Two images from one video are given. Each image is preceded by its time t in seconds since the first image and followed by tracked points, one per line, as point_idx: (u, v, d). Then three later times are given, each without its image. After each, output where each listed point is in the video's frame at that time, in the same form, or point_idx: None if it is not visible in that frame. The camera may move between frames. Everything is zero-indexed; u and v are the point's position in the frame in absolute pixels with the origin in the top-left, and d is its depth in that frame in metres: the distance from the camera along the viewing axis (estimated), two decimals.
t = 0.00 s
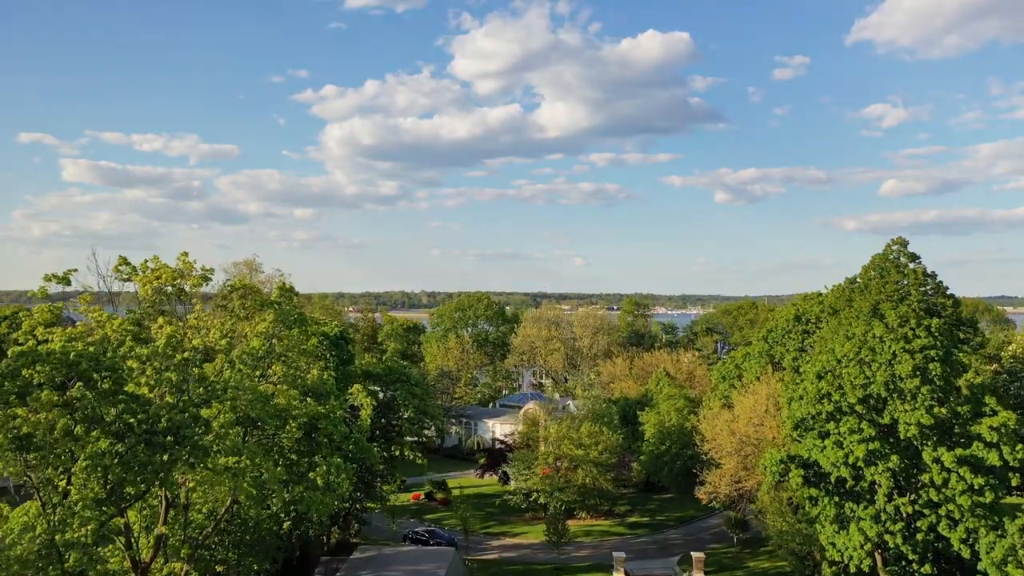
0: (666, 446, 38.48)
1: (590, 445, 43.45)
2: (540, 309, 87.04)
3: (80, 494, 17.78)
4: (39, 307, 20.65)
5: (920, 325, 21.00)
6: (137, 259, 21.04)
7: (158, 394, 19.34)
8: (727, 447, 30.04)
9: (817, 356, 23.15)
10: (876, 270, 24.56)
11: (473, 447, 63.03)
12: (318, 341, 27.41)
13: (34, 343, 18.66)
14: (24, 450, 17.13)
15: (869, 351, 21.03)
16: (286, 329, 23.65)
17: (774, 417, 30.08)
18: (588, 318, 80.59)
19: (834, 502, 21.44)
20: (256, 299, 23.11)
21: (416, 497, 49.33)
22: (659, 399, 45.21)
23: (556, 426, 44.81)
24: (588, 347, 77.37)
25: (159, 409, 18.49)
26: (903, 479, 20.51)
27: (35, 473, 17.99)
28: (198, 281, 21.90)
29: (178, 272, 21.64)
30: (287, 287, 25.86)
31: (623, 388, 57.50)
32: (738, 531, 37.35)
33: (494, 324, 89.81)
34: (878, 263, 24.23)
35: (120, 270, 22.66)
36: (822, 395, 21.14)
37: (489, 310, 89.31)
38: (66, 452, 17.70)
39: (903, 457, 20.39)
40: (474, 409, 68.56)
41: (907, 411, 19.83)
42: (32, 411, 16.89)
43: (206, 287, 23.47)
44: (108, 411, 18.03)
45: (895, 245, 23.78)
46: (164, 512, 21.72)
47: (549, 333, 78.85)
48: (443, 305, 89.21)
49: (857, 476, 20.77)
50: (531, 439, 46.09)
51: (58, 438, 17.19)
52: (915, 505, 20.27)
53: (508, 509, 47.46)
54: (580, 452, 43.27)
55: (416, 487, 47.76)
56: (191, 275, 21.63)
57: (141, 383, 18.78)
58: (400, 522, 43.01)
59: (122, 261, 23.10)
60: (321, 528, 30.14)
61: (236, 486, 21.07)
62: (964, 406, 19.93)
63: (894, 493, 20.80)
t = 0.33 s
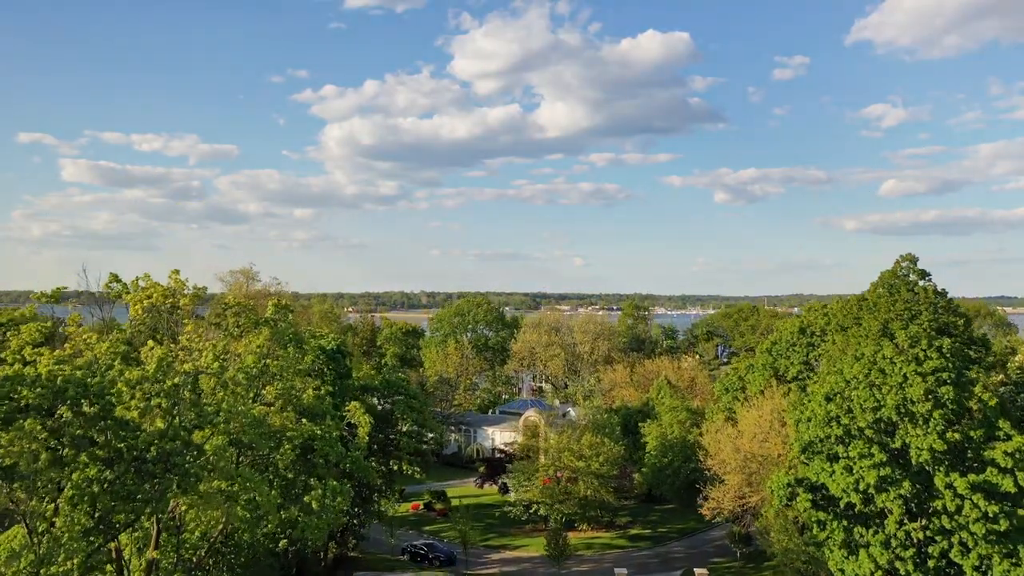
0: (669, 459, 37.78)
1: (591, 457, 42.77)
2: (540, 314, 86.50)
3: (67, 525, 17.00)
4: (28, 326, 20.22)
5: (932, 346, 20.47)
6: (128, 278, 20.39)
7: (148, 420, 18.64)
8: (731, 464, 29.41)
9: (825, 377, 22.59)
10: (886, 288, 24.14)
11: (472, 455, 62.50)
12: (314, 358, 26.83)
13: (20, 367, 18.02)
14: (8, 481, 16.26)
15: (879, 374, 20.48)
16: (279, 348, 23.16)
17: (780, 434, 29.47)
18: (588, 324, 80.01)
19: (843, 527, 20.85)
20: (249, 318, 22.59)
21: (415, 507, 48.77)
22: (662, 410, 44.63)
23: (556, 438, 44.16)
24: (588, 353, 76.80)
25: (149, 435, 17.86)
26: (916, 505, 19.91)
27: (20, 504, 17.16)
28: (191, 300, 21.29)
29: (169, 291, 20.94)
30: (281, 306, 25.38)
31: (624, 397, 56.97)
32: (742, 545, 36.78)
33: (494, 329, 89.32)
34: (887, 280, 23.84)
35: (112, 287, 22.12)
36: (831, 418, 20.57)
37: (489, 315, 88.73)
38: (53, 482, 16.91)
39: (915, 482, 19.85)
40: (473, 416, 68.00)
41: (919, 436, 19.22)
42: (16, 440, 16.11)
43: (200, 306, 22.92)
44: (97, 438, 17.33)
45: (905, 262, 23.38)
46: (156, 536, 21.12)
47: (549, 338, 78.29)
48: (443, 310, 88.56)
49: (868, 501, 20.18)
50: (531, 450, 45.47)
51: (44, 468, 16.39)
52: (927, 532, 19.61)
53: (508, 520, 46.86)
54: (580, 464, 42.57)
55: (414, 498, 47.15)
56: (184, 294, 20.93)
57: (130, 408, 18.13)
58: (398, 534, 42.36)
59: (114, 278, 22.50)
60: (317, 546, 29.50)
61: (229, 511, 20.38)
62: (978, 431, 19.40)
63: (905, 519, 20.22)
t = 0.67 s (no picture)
0: (671, 472, 37.10)
1: (593, 469, 42.10)
2: (540, 319, 85.91)
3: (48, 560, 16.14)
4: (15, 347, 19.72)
5: (943, 369, 20.06)
6: (117, 297, 19.74)
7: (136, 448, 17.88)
8: (734, 482, 28.76)
9: (833, 399, 22.17)
10: (895, 307, 24.01)
11: (471, 463, 61.92)
12: (308, 376, 26.21)
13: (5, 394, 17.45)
14: None
15: (889, 398, 20.04)
16: (273, 367, 22.62)
17: (785, 452, 28.85)
18: (589, 329, 79.41)
19: (852, 553, 20.33)
20: (243, 337, 22.00)
21: (414, 518, 48.14)
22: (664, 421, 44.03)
23: (557, 449, 43.50)
24: (588, 359, 76.27)
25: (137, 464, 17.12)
26: (928, 533, 19.33)
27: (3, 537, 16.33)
28: (182, 319, 20.66)
29: (159, 310, 20.29)
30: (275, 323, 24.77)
31: (625, 406, 56.39)
32: (746, 561, 36.17)
33: (494, 334, 88.63)
34: (897, 300, 23.69)
35: (102, 307, 21.64)
36: (840, 444, 20.12)
37: (489, 319, 88.12)
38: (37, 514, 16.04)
39: (927, 509, 19.31)
40: (473, 423, 67.47)
41: (932, 463, 18.78)
42: None
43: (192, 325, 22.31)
44: (81, 468, 16.55)
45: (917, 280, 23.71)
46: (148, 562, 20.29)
47: (549, 344, 77.76)
48: (442, 315, 87.93)
49: (878, 529, 19.66)
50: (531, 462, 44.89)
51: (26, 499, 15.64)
52: (940, 560, 18.98)
53: (508, 532, 46.24)
54: (581, 476, 41.83)
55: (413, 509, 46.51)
56: (174, 313, 20.26)
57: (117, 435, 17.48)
58: (397, 548, 41.70)
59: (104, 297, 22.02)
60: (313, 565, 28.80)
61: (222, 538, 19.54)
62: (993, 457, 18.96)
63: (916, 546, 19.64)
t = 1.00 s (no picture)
0: (674, 486, 36.39)
1: (594, 482, 41.46)
2: (539, 325, 85.32)
3: None
4: None
5: (958, 400, 21.66)
6: (107, 320, 19.62)
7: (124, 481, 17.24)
8: (738, 500, 27.94)
9: (840, 426, 23.45)
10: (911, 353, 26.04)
11: (471, 472, 61.27)
12: (303, 395, 25.69)
13: None
14: None
15: (902, 427, 21.39)
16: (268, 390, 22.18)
17: (794, 474, 28.16)
18: (589, 335, 78.82)
19: None
20: (235, 357, 21.75)
21: (412, 530, 47.44)
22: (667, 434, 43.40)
23: (557, 463, 42.84)
24: (588, 365, 75.64)
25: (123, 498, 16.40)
26: (944, 566, 19.57)
27: None
28: (172, 341, 20.40)
29: (149, 333, 20.19)
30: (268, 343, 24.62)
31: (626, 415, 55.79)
32: None
33: (494, 339, 87.98)
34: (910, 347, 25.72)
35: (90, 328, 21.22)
36: (850, 472, 21.07)
37: (488, 325, 87.54)
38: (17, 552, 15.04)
39: (943, 542, 19.66)
40: (473, 430, 66.86)
41: (947, 492, 19.70)
42: None
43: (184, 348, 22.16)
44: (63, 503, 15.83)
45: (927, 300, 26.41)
46: None
47: (549, 350, 77.20)
48: (441, 320, 87.31)
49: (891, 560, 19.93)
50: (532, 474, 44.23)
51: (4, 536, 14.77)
52: None
53: (508, 545, 45.61)
54: (582, 490, 41.18)
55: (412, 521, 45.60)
56: (164, 335, 20.12)
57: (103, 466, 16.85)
58: (395, 563, 40.96)
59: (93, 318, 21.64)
60: None
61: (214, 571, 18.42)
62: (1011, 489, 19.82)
63: None
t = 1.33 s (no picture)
0: (676, 503, 35.63)
1: (594, 497, 40.72)
2: (539, 331, 84.60)
3: None
4: None
5: (971, 429, 22.56)
6: (94, 345, 19.05)
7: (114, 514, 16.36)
8: (743, 521, 26.90)
9: (852, 455, 24.01)
10: (926, 376, 26.92)
11: (470, 481, 60.59)
12: (297, 417, 25.02)
13: None
14: None
15: (916, 459, 22.07)
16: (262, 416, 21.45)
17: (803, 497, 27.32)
18: (589, 341, 78.14)
19: None
20: (227, 382, 21.14)
21: (410, 543, 46.72)
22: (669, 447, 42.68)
23: (557, 477, 42.13)
24: (588, 372, 74.96)
25: (107, 536, 15.31)
26: None
27: None
28: (162, 365, 19.71)
29: (137, 357, 19.61)
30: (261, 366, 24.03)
31: (628, 425, 55.11)
32: None
33: (494, 345, 87.32)
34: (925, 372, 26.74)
35: (76, 351, 20.59)
36: (863, 503, 21.65)
37: (487, 330, 86.82)
38: None
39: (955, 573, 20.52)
40: (472, 439, 66.19)
41: (962, 528, 20.50)
42: None
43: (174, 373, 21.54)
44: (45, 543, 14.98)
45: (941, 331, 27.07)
46: None
47: (549, 356, 76.56)
48: (441, 326, 86.65)
49: None
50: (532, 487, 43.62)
51: None
52: None
53: (507, 559, 44.90)
54: (583, 504, 40.43)
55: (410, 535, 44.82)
56: (154, 360, 19.46)
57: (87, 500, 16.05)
58: None
59: (81, 340, 21.06)
60: None
61: None
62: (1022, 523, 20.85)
63: None
